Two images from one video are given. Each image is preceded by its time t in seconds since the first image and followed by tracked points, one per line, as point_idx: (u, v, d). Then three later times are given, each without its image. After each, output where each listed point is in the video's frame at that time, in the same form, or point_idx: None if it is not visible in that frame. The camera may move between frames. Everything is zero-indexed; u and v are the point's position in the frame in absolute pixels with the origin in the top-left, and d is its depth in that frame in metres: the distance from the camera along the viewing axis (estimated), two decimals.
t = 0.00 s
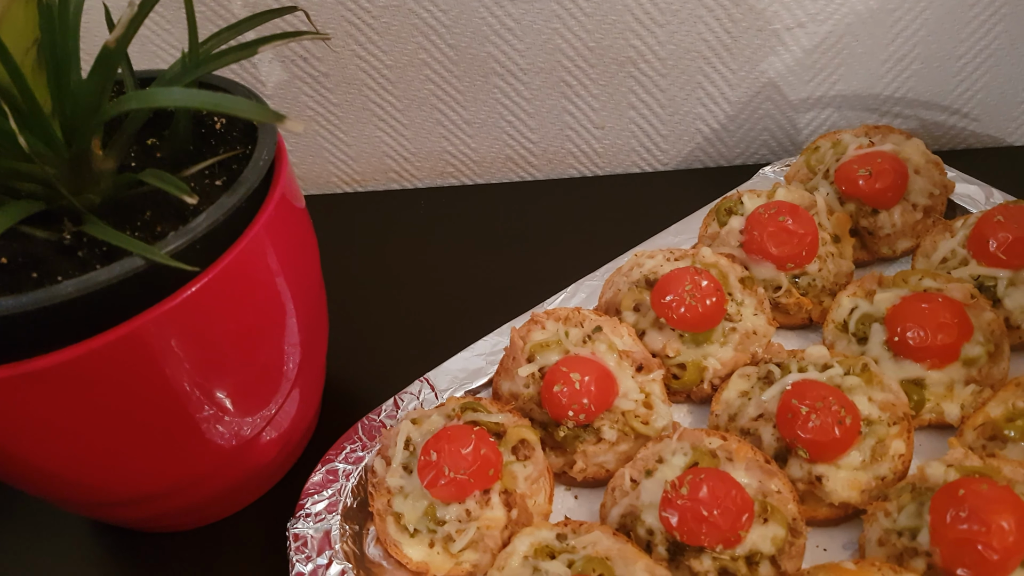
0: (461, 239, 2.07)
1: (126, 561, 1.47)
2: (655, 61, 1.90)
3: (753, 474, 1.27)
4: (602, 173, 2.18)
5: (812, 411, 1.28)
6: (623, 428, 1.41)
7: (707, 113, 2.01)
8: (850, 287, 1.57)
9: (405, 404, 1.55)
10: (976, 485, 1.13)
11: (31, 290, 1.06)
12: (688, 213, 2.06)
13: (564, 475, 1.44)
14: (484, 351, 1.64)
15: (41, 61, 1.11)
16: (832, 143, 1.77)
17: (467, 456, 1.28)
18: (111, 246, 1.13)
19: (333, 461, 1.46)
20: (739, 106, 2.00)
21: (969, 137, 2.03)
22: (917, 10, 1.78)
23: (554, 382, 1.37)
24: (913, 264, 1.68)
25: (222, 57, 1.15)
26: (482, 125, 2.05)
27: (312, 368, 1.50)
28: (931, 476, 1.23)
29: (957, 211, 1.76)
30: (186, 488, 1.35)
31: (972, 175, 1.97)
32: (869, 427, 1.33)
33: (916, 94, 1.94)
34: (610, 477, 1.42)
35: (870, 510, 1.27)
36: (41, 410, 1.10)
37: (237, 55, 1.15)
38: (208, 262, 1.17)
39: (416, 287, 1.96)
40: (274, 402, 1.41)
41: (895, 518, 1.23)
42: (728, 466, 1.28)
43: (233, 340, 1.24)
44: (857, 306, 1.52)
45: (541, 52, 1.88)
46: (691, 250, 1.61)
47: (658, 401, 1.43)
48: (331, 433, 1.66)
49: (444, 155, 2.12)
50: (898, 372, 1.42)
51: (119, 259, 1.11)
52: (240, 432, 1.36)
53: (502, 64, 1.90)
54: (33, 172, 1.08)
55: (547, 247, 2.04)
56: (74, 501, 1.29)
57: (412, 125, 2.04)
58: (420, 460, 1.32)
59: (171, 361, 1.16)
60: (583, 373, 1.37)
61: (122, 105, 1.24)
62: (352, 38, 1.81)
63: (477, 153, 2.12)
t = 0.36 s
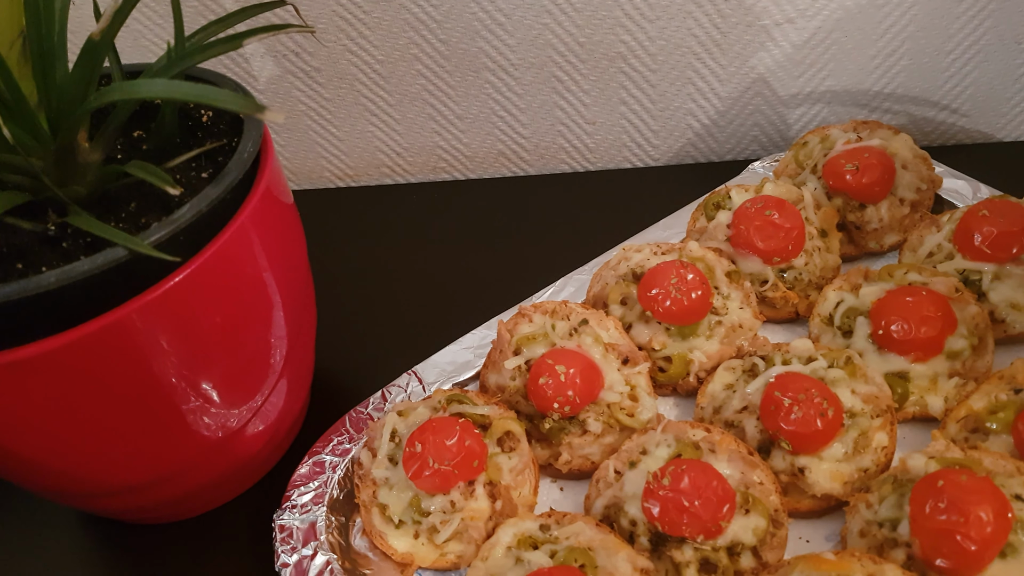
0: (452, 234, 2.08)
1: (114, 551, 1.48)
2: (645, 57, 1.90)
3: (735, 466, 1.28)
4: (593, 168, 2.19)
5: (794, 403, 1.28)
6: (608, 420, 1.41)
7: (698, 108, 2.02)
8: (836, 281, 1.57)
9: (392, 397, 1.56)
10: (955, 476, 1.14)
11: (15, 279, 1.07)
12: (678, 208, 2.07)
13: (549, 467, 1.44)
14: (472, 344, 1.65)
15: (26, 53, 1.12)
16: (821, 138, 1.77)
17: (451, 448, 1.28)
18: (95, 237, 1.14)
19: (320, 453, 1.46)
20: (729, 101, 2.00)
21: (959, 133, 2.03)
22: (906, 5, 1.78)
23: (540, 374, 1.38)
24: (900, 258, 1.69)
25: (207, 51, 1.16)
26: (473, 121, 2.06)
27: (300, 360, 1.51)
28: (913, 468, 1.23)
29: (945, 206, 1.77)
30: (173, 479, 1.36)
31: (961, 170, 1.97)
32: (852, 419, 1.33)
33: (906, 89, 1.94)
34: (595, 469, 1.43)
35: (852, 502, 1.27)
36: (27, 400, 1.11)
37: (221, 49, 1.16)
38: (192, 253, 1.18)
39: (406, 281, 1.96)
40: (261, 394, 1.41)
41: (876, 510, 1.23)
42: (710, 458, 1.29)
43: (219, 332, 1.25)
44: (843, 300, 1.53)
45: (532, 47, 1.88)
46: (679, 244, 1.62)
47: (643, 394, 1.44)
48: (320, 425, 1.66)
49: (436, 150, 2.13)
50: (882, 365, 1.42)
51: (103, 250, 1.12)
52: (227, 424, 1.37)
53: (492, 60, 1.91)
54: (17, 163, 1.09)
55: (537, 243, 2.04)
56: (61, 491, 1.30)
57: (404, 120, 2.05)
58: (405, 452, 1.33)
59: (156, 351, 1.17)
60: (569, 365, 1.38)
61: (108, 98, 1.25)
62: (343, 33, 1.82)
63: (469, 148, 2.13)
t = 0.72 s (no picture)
0: (446, 231, 2.08)
1: (103, 544, 1.48)
2: (639, 55, 1.90)
3: (721, 463, 1.27)
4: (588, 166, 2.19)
5: (781, 401, 1.28)
6: (595, 416, 1.42)
7: (691, 107, 2.02)
8: (826, 280, 1.57)
9: (382, 392, 1.56)
10: (940, 475, 1.13)
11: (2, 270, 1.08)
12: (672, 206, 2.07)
13: (537, 463, 1.44)
14: (462, 340, 1.65)
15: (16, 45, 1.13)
16: (813, 137, 1.77)
17: (438, 442, 1.28)
18: (83, 229, 1.14)
19: (309, 447, 1.47)
20: (723, 100, 2.00)
21: (954, 132, 2.02)
22: (900, 4, 1.78)
23: (527, 370, 1.38)
24: (892, 257, 1.68)
25: (196, 45, 1.16)
26: (468, 118, 2.06)
27: (289, 354, 1.51)
28: (899, 466, 1.22)
29: (938, 206, 1.76)
30: (161, 472, 1.37)
31: (956, 170, 1.97)
32: (839, 418, 1.33)
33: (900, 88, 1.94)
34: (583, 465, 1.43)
35: (838, 500, 1.27)
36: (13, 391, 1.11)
37: (210, 43, 1.16)
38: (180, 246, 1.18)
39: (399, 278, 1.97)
40: (250, 387, 1.42)
41: (861, 508, 1.23)
42: (696, 455, 1.29)
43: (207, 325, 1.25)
44: (833, 298, 1.52)
45: (526, 45, 1.89)
46: (669, 242, 1.62)
47: (631, 391, 1.44)
48: (310, 420, 1.67)
49: (431, 147, 2.13)
50: (871, 364, 1.42)
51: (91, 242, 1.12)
52: (216, 417, 1.37)
53: (486, 57, 1.91)
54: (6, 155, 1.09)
55: (531, 240, 2.04)
56: (50, 483, 1.31)
57: (398, 117, 2.05)
58: (392, 446, 1.33)
59: (144, 343, 1.17)
60: (556, 362, 1.38)
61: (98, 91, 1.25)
62: (338, 30, 1.83)
63: (464, 145, 2.13)
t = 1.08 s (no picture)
0: (437, 226, 2.09)
1: (89, 533, 1.49)
2: (631, 52, 1.90)
3: (702, 458, 1.28)
4: (580, 162, 2.19)
5: (763, 397, 1.28)
6: (579, 411, 1.42)
7: (684, 104, 2.02)
8: (813, 278, 1.57)
9: (368, 385, 1.57)
10: (919, 472, 1.13)
11: None
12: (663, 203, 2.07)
13: (521, 457, 1.45)
14: (449, 334, 1.66)
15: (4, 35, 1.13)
16: (803, 136, 1.77)
17: (420, 435, 1.29)
18: (69, 219, 1.15)
19: (294, 439, 1.47)
20: (715, 98, 2.00)
21: (946, 131, 2.02)
22: (892, 3, 1.77)
23: (512, 364, 1.38)
24: (880, 255, 1.68)
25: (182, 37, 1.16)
26: (461, 114, 2.06)
27: (277, 346, 1.52)
28: (879, 463, 1.22)
29: (927, 204, 1.76)
30: (147, 461, 1.37)
31: (947, 169, 1.97)
32: (821, 414, 1.33)
33: (892, 87, 1.94)
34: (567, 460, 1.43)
35: (818, 497, 1.27)
36: None
37: (197, 36, 1.16)
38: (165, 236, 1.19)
39: (390, 272, 1.98)
40: (236, 379, 1.42)
41: (841, 504, 1.23)
42: (677, 450, 1.29)
43: (194, 316, 1.26)
44: (819, 296, 1.52)
45: (518, 41, 1.89)
46: (657, 238, 1.63)
47: (616, 386, 1.45)
48: (297, 412, 1.68)
49: (424, 142, 2.14)
50: (855, 361, 1.42)
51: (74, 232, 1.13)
52: (202, 408, 1.38)
53: (479, 53, 1.91)
54: None
55: (522, 236, 2.05)
56: (36, 471, 1.32)
57: (392, 112, 2.06)
58: (376, 438, 1.33)
59: (129, 332, 1.18)
60: (541, 356, 1.38)
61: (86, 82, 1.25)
62: (331, 24, 1.83)
63: (457, 141, 2.14)
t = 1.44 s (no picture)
0: (432, 220, 2.09)
1: (76, 517, 1.49)
2: (629, 49, 1.90)
3: (686, 455, 1.28)
4: (577, 159, 2.19)
5: (748, 395, 1.29)
6: (566, 406, 1.42)
7: (681, 102, 2.02)
8: (803, 278, 1.57)
9: (358, 376, 1.57)
10: (900, 473, 1.13)
11: None
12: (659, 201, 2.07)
13: (507, 451, 1.45)
14: (439, 327, 1.67)
15: None
16: (799, 135, 1.77)
17: (406, 426, 1.29)
18: (58, 204, 1.16)
19: (283, 429, 1.47)
20: (712, 96, 2.00)
21: (943, 134, 2.02)
22: (891, 4, 1.77)
23: (499, 358, 1.39)
24: (873, 257, 1.68)
25: (175, 25, 1.16)
26: (458, 108, 2.07)
27: (267, 336, 1.52)
28: (863, 464, 1.22)
29: (921, 207, 1.76)
30: (135, 446, 1.38)
31: (944, 172, 1.96)
32: (806, 414, 1.33)
33: (889, 89, 1.93)
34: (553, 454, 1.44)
35: (801, 496, 1.27)
36: None
37: (189, 25, 1.16)
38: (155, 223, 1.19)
39: (383, 265, 1.98)
40: (226, 367, 1.43)
41: (823, 503, 1.23)
42: (662, 447, 1.29)
43: (184, 304, 1.27)
44: (809, 296, 1.52)
45: (516, 36, 1.89)
46: (649, 236, 1.63)
47: (604, 382, 1.45)
48: (287, 402, 1.68)
49: (421, 136, 2.14)
50: (843, 362, 1.42)
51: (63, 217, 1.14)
52: (190, 395, 1.39)
53: (477, 47, 1.91)
54: None
55: (516, 231, 2.05)
56: (23, 454, 1.32)
57: (389, 105, 2.06)
58: (362, 429, 1.33)
59: (117, 318, 1.18)
60: (528, 351, 1.38)
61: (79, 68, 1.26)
62: (329, 16, 1.84)
63: (454, 135, 2.14)
